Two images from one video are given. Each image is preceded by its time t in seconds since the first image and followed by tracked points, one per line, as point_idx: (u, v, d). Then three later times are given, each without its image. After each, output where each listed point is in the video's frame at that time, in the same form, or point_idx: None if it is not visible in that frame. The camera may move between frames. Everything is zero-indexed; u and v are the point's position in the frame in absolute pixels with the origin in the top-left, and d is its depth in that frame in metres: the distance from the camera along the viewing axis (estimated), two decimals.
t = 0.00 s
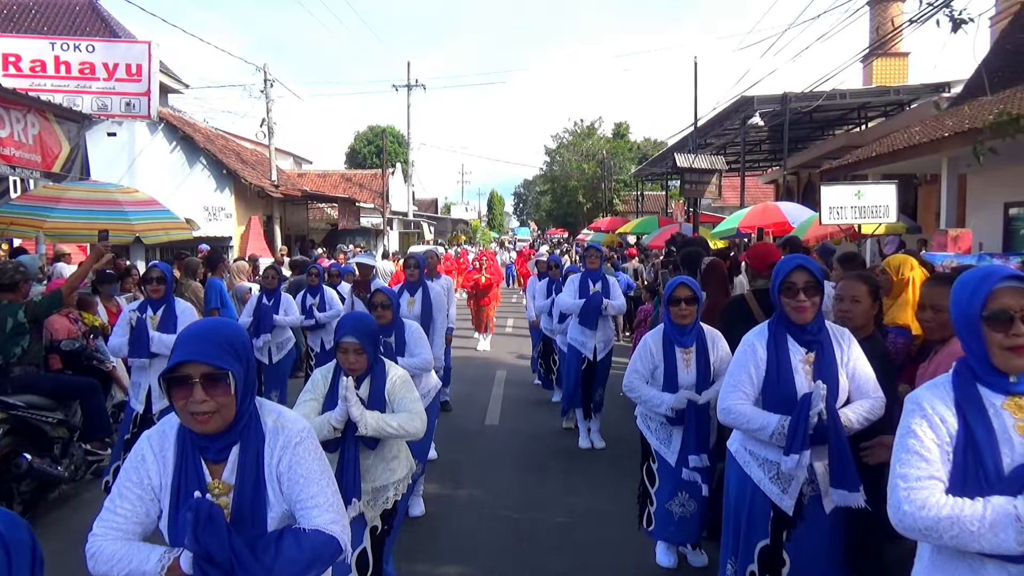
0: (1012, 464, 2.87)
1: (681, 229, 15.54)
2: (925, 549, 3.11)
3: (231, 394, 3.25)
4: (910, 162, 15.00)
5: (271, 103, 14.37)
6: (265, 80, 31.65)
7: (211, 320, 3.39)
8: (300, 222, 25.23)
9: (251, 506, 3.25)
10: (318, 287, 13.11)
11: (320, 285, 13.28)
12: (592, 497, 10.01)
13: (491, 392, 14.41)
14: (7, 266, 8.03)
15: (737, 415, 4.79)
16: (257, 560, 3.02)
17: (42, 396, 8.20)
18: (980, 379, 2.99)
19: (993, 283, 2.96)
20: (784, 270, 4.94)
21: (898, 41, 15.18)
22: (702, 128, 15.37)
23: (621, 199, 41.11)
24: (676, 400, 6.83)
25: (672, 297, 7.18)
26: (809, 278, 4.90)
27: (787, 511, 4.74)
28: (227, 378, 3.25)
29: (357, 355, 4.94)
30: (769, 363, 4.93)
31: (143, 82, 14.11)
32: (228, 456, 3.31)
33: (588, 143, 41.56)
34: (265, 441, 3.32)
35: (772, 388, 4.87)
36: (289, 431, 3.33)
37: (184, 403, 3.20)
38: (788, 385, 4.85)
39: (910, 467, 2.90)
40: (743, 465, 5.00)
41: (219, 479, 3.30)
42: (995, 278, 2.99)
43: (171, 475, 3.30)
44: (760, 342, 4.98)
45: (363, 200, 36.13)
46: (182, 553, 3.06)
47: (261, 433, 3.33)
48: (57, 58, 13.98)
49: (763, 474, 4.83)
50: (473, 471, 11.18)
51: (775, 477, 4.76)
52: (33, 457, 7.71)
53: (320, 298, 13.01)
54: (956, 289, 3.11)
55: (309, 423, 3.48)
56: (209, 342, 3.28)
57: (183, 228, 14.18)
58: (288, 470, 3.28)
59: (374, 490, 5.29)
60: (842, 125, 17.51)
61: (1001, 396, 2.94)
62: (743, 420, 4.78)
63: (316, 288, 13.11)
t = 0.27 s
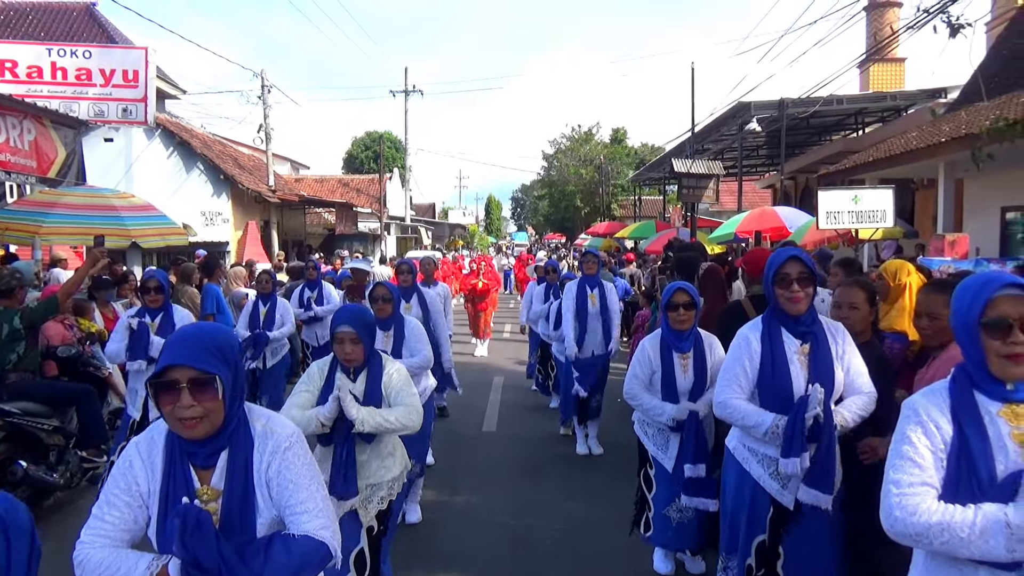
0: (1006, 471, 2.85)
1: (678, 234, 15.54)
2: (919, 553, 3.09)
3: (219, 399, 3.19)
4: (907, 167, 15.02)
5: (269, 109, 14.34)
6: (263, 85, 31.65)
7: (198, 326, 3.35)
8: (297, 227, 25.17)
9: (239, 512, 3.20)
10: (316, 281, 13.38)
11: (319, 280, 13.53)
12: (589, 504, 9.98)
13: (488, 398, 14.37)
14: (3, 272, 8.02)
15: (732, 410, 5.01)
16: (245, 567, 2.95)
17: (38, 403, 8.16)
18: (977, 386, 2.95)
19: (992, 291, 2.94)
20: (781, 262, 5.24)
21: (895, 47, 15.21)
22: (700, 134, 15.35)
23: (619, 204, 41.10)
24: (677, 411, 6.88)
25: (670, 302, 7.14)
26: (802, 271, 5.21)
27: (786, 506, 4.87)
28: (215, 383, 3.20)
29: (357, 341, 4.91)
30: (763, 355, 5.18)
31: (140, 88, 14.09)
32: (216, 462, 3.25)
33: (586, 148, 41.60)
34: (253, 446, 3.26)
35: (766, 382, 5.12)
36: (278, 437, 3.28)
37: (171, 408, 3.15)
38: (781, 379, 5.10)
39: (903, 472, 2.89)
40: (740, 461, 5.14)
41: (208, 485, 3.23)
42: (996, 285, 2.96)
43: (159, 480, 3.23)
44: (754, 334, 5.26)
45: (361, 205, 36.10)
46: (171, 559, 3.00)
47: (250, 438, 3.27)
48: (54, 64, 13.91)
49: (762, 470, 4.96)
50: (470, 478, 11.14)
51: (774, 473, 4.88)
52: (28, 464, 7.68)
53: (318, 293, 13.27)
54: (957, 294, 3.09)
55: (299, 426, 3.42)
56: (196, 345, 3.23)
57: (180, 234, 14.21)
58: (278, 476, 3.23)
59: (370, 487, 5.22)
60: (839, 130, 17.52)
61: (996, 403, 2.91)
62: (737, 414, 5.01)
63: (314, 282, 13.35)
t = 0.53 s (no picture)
0: (1017, 489, 2.53)
1: (681, 238, 15.07)
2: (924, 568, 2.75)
3: (196, 399, 2.80)
4: (917, 169, 14.55)
5: (259, 107, 13.89)
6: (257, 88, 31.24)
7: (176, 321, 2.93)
8: (289, 231, 24.70)
9: (219, 516, 2.80)
10: (309, 283, 13.00)
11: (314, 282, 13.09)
12: (590, 517, 9.49)
13: (486, 407, 13.90)
14: None
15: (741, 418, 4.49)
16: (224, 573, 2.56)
17: (18, 414, 7.72)
18: (986, 394, 2.63)
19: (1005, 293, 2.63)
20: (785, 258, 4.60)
21: (905, 45, 14.74)
22: (703, 134, 14.89)
23: (621, 206, 40.63)
24: (682, 419, 6.36)
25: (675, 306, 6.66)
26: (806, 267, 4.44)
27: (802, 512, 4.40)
28: (192, 381, 2.80)
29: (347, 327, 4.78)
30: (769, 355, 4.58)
31: (126, 87, 13.61)
32: (195, 465, 2.84)
33: (586, 149, 41.21)
34: (233, 447, 2.85)
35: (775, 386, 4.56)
36: (260, 437, 2.86)
37: (146, 408, 2.74)
38: (790, 383, 4.56)
39: (908, 484, 2.55)
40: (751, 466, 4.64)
41: (186, 489, 2.82)
42: (1010, 288, 2.65)
43: (134, 487, 2.82)
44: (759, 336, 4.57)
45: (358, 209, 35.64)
46: (147, 566, 2.62)
47: (228, 438, 2.86)
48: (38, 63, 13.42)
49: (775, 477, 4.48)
50: (465, 489, 10.68)
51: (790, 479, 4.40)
52: None
53: (311, 295, 12.81)
54: (965, 298, 2.76)
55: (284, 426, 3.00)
56: (174, 341, 2.82)
57: (168, 238, 13.82)
58: (260, 479, 2.81)
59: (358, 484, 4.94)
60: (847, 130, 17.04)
61: (1008, 413, 2.59)
62: (746, 421, 4.47)
63: (308, 285, 12.97)
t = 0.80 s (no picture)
0: None
1: (689, 241, 14.47)
2: None
3: (174, 376, 2.81)
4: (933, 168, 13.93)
5: (246, 105, 13.30)
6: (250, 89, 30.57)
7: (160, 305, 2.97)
8: (279, 234, 24.01)
9: (196, 511, 2.78)
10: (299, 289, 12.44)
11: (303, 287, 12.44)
12: (593, 533, 8.92)
13: (484, 417, 13.29)
14: None
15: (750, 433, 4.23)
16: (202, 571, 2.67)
17: None
18: (1003, 404, 2.60)
19: (1015, 300, 2.59)
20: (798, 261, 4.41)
21: (921, 39, 14.11)
22: (711, 133, 14.26)
23: (624, 207, 39.90)
24: (691, 430, 5.77)
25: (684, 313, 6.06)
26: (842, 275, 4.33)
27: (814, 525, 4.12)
28: (170, 358, 2.81)
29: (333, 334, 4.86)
30: (780, 362, 4.33)
31: (108, 83, 12.98)
32: (172, 455, 2.86)
33: (589, 148, 40.58)
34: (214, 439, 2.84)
35: (784, 395, 4.27)
36: (242, 427, 2.87)
37: (123, 384, 2.77)
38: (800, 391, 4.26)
39: (921, 504, 2.56)
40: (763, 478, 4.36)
41: (162, 480, 2.85)
42: (1020, 294, 2.60)
43: (109, 468, 2.84)
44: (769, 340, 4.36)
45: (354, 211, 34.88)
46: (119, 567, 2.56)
47: (208, 430, 2.86)
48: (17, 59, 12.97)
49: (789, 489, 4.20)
50: (462, 504, 10.10)
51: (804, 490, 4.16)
52: None
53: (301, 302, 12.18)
54: (977, 307, 2.72)
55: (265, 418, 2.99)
56: (153, 315, 2.83)
57: (152, 241, 13.30)
58: (240, 473, 2.79)
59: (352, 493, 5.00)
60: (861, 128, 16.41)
61: None
62: (756, 434, 4.19)
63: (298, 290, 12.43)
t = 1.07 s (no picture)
0: None
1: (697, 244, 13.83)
2: None
3: (158, 359, 2.79)
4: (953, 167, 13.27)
5: (234, 102, 12.69)
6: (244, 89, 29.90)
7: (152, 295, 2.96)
8: (269, 236, 23.34)
9: (168, 518, 2.77)
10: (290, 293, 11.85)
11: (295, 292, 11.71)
12: (598, 551, 8.31)
13: (484, 428, 12.67)
14: None
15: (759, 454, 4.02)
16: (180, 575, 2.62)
17: None
18: None
19: None
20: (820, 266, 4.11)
21: (940, 31, 13.44)
22: (721, 129, 13.61)
23: (629, 208, 39.22)
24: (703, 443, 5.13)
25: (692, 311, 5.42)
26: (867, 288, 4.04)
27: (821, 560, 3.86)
28: (156, 341, 2.80)
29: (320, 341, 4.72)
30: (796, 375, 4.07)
31: (91, 80, 12.44)
32: (151, 449, 2.83)
33: (592, 147, 39.93)
34: (195, 433, 2.84)
35: (797, 404, 4.02)
36: (228, 425, 2.86)
37: (106, 362, 2.75)
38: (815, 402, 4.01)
39: (930, 527, 2.49)
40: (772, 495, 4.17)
41: (141, 473, 2.83)
42: None
43: (87, 451, 2.84)
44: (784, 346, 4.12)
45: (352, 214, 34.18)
46: None
47: (191, 423, 2.85)
48: None
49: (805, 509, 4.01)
50: (461, 519, 9.49)
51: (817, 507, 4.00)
52: None
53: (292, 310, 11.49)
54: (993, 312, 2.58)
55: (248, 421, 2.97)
56: (142, 299, 2.84)
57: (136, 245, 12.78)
58: (220, 469, 2.80)
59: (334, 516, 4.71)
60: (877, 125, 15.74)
61: None
62: (769, 456, 3.98)
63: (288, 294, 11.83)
